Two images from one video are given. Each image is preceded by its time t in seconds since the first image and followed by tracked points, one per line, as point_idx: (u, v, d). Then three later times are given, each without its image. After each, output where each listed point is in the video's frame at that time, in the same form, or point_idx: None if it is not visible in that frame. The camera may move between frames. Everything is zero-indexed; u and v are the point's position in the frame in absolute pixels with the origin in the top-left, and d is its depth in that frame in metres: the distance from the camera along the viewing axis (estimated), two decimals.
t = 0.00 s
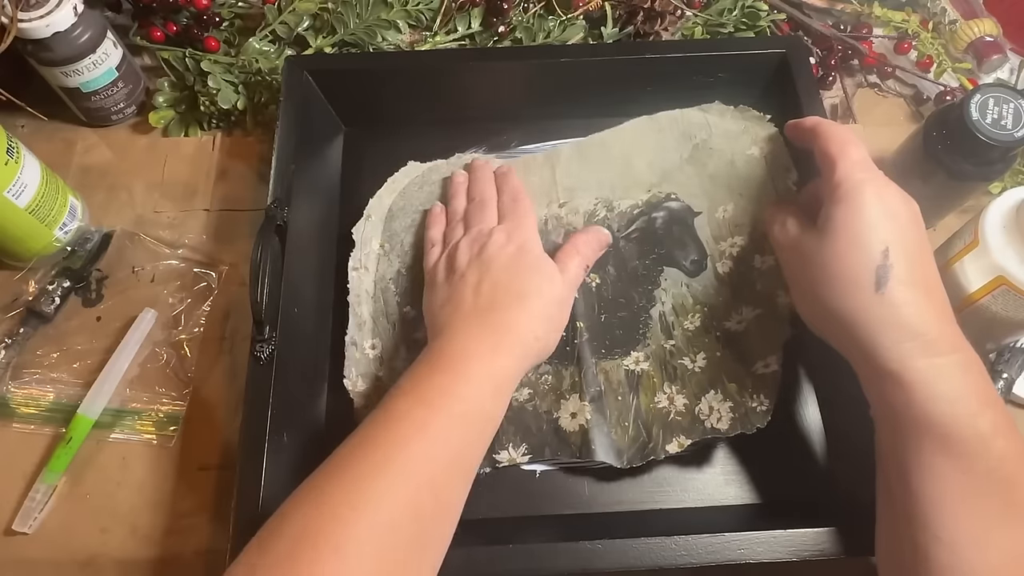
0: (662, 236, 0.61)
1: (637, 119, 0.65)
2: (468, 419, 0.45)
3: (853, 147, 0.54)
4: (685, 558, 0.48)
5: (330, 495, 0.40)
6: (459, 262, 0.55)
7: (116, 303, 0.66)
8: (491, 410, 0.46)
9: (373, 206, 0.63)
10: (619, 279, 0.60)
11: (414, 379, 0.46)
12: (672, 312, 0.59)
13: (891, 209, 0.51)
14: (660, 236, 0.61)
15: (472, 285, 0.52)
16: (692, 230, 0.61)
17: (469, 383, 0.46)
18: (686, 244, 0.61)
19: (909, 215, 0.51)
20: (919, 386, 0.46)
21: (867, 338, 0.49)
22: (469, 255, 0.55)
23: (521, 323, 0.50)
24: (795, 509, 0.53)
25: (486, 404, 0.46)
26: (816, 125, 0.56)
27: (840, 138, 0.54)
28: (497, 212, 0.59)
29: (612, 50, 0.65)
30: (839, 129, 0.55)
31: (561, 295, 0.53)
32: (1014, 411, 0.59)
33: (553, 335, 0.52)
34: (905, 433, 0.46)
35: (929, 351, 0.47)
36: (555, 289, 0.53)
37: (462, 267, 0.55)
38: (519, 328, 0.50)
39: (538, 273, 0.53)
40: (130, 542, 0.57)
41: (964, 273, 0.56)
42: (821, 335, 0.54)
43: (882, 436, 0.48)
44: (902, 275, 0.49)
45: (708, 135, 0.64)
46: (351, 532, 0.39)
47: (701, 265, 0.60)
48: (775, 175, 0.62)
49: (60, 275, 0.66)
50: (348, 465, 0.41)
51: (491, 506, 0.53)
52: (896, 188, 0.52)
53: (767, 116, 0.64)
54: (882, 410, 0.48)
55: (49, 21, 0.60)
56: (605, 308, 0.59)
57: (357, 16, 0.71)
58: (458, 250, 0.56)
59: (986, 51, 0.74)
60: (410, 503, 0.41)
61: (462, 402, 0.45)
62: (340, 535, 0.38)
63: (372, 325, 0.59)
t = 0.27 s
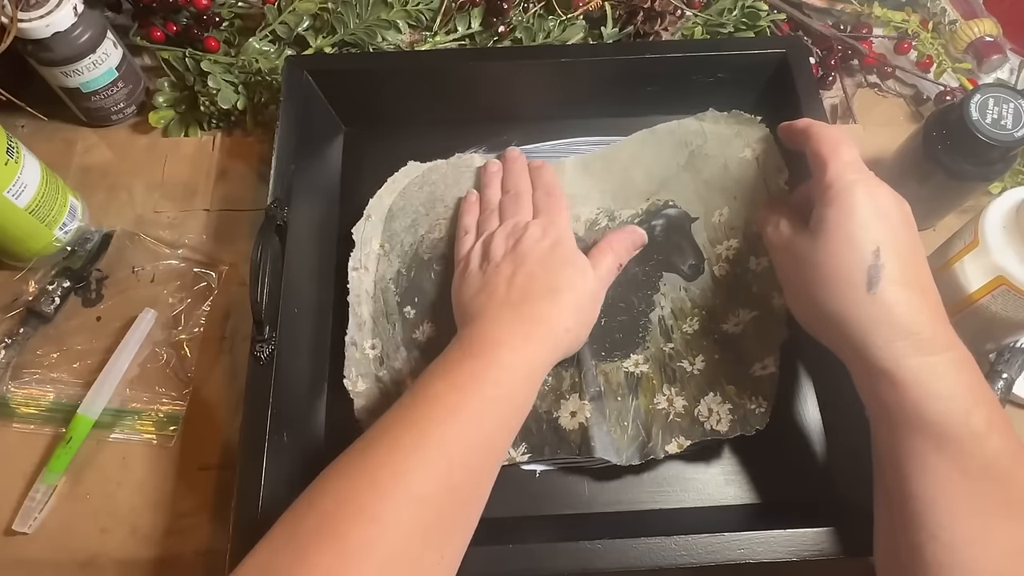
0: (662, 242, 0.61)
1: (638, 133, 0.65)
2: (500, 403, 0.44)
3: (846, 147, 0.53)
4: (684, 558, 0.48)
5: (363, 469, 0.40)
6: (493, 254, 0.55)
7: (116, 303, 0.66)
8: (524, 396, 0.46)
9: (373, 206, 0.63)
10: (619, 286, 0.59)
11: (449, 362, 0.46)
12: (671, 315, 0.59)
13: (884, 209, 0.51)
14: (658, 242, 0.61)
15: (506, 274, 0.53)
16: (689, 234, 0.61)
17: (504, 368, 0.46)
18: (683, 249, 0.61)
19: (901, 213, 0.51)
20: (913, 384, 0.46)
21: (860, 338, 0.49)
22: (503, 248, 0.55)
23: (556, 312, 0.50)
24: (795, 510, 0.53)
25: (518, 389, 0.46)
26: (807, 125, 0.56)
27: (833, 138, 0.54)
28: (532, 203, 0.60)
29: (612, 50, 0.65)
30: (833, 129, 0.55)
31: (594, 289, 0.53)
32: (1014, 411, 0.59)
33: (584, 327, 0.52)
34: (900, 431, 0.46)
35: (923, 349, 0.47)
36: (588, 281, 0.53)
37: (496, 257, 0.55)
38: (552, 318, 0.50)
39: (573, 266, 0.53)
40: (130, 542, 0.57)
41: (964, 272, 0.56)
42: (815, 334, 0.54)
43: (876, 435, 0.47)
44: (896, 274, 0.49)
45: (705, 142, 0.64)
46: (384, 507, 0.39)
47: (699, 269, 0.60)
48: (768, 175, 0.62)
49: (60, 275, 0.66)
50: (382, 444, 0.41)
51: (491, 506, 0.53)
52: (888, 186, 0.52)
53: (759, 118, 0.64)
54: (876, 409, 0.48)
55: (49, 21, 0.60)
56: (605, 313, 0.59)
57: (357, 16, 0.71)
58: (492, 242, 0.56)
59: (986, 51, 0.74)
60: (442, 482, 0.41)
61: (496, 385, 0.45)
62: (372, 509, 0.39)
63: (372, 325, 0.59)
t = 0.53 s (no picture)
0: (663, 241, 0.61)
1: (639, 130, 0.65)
2: (540, 396, 0.44)
3: (845, 146, 0.54)
4: (684, 558, 0.48)
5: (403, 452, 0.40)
6: (534, 247, 0.56)
7: (116, 303, 0.66)
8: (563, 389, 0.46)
9: (373, 206, 0.63)
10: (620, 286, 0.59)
11: (493, 353, 0.46)
12: (670, 313, 0.59)
13: (881, 209, 0.51)
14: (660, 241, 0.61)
15: (546, 270, 0.53)
16: (689, 234, 0.61)
17: (543, 361, 0.46)
18: (683, 248, 0.61)
19: (898, 213, 0.51)
20: (912, 383, 0.46)
21: (859, 338, 0.49)
22: (544, 240, 0.56)
23: (598, 306, 0.50)
24: (795, 509, 0.53)
25: (558, 381, 0.46)
26: (805, 125, 0.56)
27: (829, 138, 0.54)
28: (571, 197, 0.60)
29: (611, 50, 0.65)
30: (831, 130, 0.55)
31: (632, 280, 0.53)
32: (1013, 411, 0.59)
33: (621, 320, 0.52)
34: (899, 430, 0.46)
35: (920, 348, 0.47)
36: (627, 274, 0.53)
37: (537, 252, 0.55)
38: (591, 312, 0.50)
39: (613, 256, 0.53)
40: (130, 542, 0.57)
41: (964, 272, 0.56)
42: (813, 334, 0.54)
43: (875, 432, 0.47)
44: (893, 273, 0.49)
45: (702, 141, 0.64)
46: (426, 488, 0.39)
47: (699, 268, 0.60)
48: (765, 175, 0.62)
49: (60, 275, 0.66)
50: (420, 430, 0.42)
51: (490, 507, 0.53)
52: (885, 186, 0.52)
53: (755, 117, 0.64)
54: (874, 407, 0.48)
55: (49, 21, 0.60)
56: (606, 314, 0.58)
57: (357, 16, 0.71)
58: (533, 234, 0.57)
59: (986, 51, 0.74)
60: (480, 469, 0.40)
61: (537, 376, 0.45)
62: (413, 488, 0.39)
63: (372, 325, 0.59)
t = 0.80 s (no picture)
0: (661, 241, 0.61)
1: (638, 132, 0.66)
2: (395, 427, 0.45)
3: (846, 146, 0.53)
4: (685, 558, 0.48)
5: (265, 465, 0.41)
6: (400, 292, 0.55)
7: (116, 303, 0.66)
8: (398, 426, 0.45)
9: (373, 205, 0.64)
10: (618, 283, 0.60)
11: (356, 376, 0.47)
12: (670, 313, 0.59)
13: (883, 208, 0.51)
14: (658, 240, 0.61)
15: (417, 308, 0.53)
16: (689, 234, 0.61)
17: (410, 392, 0.47)
18: (683, 247, 0.61)
19: (901, 212, 0.51)
20: (915, 382, 0.46)
21: (860, 337, 0.49)
22: (412, 286, 0.55)
23: (461, 353, 0.51)
24: (795, 509, 0.53)
25: (405, 413, 0.46)
26: (806, 125, 0.56)
27: (830, 139, 0.54)
28: (456, 249, 0.59)
29: (611, 50, 0.65)
30: (832, 129, 0.55)
31: (490, 354, 0.52)
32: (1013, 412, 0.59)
33: (480, 377, 0.52)
34: (902, 429, 0.46)
35: (924, 347, 0.47)
36: (488, 343, 0.52)
37: (366, 318, 0.54)
38: (447, 364, 0.49)
39: (472, 326, 0.52)
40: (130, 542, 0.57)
41: (964, 272, 0.56)
42: (817, 334, 0.54)
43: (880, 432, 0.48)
44: (896, 273, 0.49)
45: (705, 143, 0.64)
46: (276, 505, 0.39)
47: (699, 267, 0.60)
48: (767, 175, 0.62)
49: (60, 275, 0.66)
50: (249, 454, 0.42)
51: (490, 507, 0.54)
52: (888, 185, 0.52)
53: (761, 122, 0.64)
54: (878, 407, 0.48)
55: (50, 21, 0.60)
56: (604, 312, 0.59)
57: (357, 16, 0.71)
58: (403, 280, 0.56)
59: (987, 51, 0.74)
60: (329, 488, 0.41)
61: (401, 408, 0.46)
62: (267, 509, 0.39)
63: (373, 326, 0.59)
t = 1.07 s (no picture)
0: (661, 245, 0.61)
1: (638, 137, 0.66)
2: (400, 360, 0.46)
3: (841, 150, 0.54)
4: (684, 558, 0.48)
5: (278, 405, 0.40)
6: (400, 229, 0.57)
7: (116, 303, 0.66)
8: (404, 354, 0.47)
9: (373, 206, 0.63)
10: (619, 286, 0.60)
11: (345, 317, 0.47)
12: (670, 316, 0.59)
13: (879, 210, 0.51)
14: (658, 243, 0.61)
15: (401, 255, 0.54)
16: (689, 237, 0.61)
17: (402, 323, 0.48)
18: (683, 250, 0.61)
19: (896, 214, 0.51)
20: (912, 384, 0.46)
21: (858, 339, 0.49)
22: (411, 226, 0.57)
23: (447, 293, 0.52)
24: (796, 509, 0.53)
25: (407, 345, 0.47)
26: (801, 129, 0.56)
27: (825, 142, 0.54)
28: (453, 194, 0.61)
29: (611, 50, 0.65)
30: (827, 133, 0.55)
31: (483, 290, 0.55)
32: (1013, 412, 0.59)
33: (473, 316, 0.54)
34: (898, 431, 0.46)
35: (921, 349, 0.47)
36: (482, 282, 0.55)
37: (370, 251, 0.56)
38: (439, 297, 0.52)
39: (465, 266, 0.55)
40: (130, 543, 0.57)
41: (964, 272, 0.56)
42: (813, 337, 0.54)
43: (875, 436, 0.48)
44: (892, 275, 0.49)
45: (706, 149, 0.64)
46: (297, 439, 0.39)
47: (699, 271, 0.60)
48: (766, 179, 0.62)
49: (60, 275, 0.66)
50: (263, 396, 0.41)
51: (490, 507, 0.54)
52: (884, 188, 0.52)
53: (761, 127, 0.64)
54: (874, 410, 0.48)
55: (50, 21, 0.60)
56: (605, 314, 0.59)
57: (357, 16, 0.71)
58: (402, 220, 0.58)
59: (987, 51, 0.74)
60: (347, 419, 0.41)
61: (397, 343, 0.47)
62: (287, 445, 0.39)
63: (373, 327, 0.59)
